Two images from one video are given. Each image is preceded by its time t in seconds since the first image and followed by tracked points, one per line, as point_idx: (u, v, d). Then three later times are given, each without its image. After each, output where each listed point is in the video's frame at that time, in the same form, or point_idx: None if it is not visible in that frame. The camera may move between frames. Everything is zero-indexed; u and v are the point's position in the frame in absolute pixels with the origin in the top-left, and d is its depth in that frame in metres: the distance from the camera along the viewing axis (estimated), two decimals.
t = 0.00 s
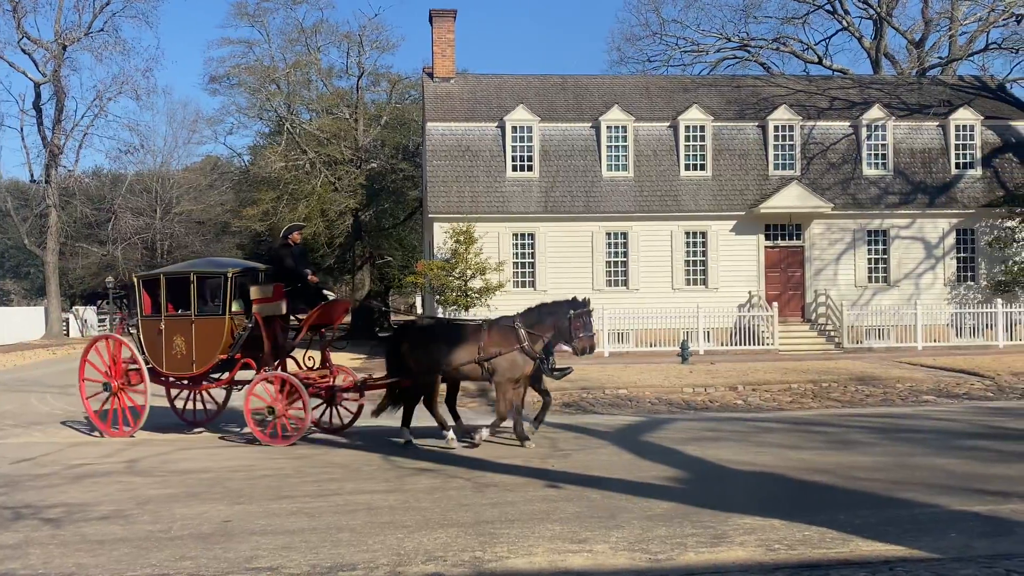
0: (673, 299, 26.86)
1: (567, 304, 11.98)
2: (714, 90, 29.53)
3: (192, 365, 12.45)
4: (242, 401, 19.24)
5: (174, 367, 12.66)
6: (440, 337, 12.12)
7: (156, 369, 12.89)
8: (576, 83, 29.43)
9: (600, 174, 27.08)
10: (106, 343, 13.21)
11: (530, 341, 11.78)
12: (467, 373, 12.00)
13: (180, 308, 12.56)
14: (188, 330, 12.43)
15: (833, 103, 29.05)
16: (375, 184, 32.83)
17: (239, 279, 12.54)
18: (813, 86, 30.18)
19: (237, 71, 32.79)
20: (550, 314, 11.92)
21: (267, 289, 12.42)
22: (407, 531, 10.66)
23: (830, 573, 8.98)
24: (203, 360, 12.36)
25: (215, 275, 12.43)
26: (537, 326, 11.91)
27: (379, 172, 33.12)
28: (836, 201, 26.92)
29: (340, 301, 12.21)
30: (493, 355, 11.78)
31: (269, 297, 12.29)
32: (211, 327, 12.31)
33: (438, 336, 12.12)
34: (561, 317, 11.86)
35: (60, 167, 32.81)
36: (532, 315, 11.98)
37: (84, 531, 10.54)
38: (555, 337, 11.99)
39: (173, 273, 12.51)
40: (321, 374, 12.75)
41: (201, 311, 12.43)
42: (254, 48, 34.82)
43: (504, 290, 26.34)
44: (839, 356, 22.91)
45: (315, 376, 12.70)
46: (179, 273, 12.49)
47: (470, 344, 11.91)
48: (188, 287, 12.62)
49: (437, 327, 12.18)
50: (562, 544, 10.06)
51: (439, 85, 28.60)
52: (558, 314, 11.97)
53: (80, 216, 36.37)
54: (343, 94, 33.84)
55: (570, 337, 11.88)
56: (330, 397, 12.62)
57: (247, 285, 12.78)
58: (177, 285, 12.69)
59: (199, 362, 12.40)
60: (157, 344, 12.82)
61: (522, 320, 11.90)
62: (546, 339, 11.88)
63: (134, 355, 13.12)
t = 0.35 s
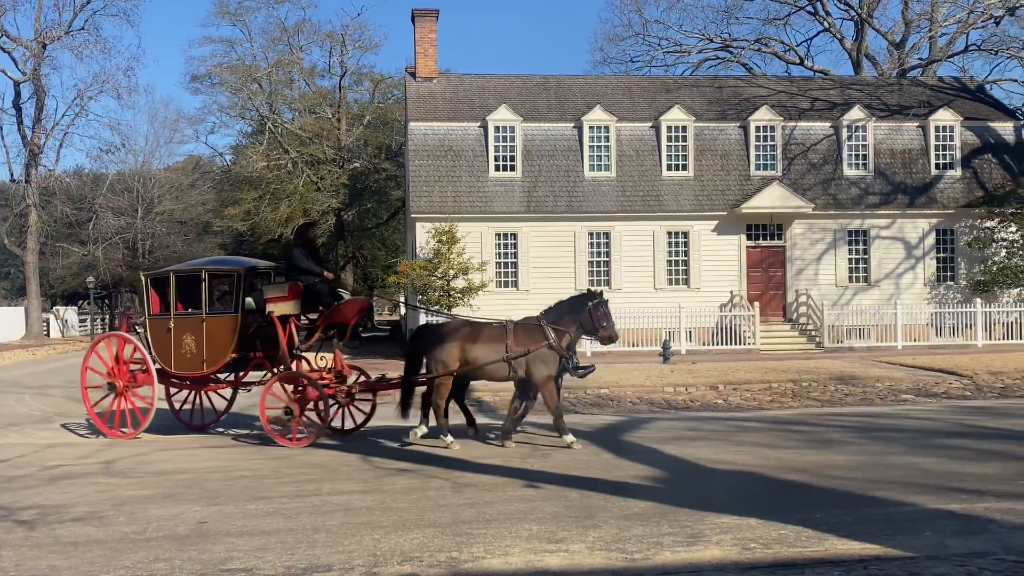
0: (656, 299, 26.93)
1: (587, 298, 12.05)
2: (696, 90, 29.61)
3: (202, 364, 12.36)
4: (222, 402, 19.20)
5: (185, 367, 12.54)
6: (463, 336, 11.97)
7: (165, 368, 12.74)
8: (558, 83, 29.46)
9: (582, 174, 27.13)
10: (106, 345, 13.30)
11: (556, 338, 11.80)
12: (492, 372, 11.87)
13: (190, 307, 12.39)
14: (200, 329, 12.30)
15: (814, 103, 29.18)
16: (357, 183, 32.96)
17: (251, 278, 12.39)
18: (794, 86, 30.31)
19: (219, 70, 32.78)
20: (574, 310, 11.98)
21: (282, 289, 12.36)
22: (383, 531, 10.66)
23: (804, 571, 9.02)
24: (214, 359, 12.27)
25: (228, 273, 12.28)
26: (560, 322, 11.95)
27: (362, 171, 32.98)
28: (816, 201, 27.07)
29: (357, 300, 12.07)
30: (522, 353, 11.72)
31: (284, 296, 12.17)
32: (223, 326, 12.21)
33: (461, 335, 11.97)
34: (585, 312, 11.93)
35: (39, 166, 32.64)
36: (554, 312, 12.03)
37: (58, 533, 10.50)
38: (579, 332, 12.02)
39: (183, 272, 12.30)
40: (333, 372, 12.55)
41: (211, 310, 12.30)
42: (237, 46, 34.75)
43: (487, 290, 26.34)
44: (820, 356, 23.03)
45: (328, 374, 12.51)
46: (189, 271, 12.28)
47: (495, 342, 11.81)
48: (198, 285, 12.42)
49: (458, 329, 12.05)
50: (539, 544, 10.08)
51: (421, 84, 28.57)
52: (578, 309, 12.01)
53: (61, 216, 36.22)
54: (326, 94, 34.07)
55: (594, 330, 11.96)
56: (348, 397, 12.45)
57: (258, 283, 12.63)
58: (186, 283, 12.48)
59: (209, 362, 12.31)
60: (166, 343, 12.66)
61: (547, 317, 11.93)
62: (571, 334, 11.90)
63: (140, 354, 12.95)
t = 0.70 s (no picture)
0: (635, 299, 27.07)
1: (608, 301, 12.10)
2: (674, 90, 29.73)
3: (212, 363, 12.16)
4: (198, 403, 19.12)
5: (193, 368, 12.25)
6: (478, 334, 11.92)
7: (171, 369, 12.44)
8: (537, 82, 29.51)
9: (561, 174, 27.19)
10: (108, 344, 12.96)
11: (573, 336, 11.81)
12: (508, 369, 11.79)
13: (198, 306, 12.17)
14: (209, 329, 12.08)
15: (791, 104, 29.37)
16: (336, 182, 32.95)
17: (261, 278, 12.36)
18: (771, 87, 30.50)
19: (197, 69, 32.64)
20: (593, 310, 12.01)
21: (292, 288, 11.90)
22: (359, 531, 10.65)
23: (776, 569, 9.10)
24: (226, 358, 12.12)
25: (238, 271, 12.18)
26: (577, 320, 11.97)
27: (341, 170, 33.06)
28: (793, 201, 27.26)
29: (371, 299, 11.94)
30: (539, 350, 11.68)
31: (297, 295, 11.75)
32: (234, 325, 12.12)
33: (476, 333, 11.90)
34: (604, 314, 12.00)
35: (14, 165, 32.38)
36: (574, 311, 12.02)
37: (30, 535, 10.43)
38: (596, 333, 12.06)
39: (190, 270, 12.11)
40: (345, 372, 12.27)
41: (220, 309, 12.14)
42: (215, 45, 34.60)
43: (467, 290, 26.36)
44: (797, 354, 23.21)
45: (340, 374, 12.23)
46: (198, 269, 12.11)
47: (511, 339, 11.77)
48: (204, 285, 12.21)
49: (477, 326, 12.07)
50: (513, 543, 10.11)
51: (400, 84, 28.52)
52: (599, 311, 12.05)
53: (36, 215, 35.94)
54: (304, 93, 33.99)
55: (615, 334, 12.08)
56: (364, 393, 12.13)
57: (265, 283, 12.63)
58: (190, 283, 12.27)
59: (220, 361, 12.13)
60: (169, 344, 12.34)
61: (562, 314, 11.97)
62: (590, 335, 11.92)
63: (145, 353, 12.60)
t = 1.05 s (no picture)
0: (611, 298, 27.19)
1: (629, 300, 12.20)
2: (648, 91, 29.86)
3: (220, 364, 11.78)
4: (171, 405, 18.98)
5: (199, 370, 11.91)
6: (499, 332, 12.16)
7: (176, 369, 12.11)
8: (512, 82, 29.54)
9: (536, 174, 27.24)
10: (112, 345, 12.80)
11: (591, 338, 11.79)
12: (525, 370, 11.88)
13: (204, 306, 11.82)
14: (216, 329, 11.74)
15: (764, 104, 29.61)
16: (310, 181, 33.23)
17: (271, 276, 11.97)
18: (744, 88, 30.75)
19: (169, 68, 32.36)
20: (613, 312, 12.13)
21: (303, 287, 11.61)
22: (333, 533, 10.63)
23: (747, 566, 9.19)
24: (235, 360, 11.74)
25: (248, 271, 11.80)
26: (597, 322, 12.02)
27: (314, 170, 33.19)
28: (766, 201, 27.51)
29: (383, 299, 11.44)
30: (555, 351, 11.71)
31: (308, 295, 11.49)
32: (245, 325, 11.71)
33: (497, 331, 12.16)
34: (621, 315, 12.19)
35: None
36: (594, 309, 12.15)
37: None
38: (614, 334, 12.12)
39: (199, 269, 11.78)
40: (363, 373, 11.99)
41: (229, 310, 11.78)
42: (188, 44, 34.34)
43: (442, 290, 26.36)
44: (770, 353, 23.41)
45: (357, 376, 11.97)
46: (205, 268, 11.79)
47: (530, 340, 11.90)
48: (213, 283, 11.86)
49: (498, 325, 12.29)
50: (488, 543, 10.13)
51: (374, 83, 28.42)
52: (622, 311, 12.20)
53: (5, 215, 35.54)
54: (278, 92, 33.76)
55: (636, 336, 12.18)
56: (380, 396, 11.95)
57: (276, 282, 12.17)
58: (199, 282, 11.91)
59: (227, 362, 11.75)
60: (177, 343, 12.01)
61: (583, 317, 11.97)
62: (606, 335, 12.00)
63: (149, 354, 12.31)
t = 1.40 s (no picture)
0: (587, 298, 27.29)
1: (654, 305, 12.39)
2: (623, 92, 30.00)
3: (235, 366, 11.44)
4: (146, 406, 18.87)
5: (209, 371, 11.50)
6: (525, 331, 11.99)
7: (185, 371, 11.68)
8: (488, 82, 29.58)
9: (512, 175, 27.30)
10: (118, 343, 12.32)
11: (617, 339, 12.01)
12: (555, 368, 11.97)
13: (218, 306, 11.42)
14: (229, 329, 11.36)
15: (738, 105, 29.86)
16: (285, 182, 33.11)
17: (286, 279, 11.80)
18: (718, 88, 30.96)
19: (142, 67, 32.08)
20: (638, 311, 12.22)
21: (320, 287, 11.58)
22: (311, 533, 10.61)
23: (723, 561, 9.27)
24: (252, 361, 11.44)
25: (265, 272, 11.58)
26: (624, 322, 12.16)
27: (290, 170, 33.11)
28: (740, 201, 27.75)
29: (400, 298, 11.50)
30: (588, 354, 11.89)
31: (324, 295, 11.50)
32: (262, 326, 11.43)
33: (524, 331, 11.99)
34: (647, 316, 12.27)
35: None
36: (622, 310, 12.20)
37: None
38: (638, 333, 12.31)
39: (211, 268, 11.37)
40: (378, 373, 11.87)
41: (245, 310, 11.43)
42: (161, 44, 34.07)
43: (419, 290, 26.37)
44: (744, 352, 23.62)
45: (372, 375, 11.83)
46: (219, 267, 11.38)
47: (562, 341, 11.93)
48: (227, 283, 11.47)
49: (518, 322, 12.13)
50: (466, 542, 10.15)
51: (349, 83, 28.33)
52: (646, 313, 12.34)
53: None
54: (252, 92, 33.56)
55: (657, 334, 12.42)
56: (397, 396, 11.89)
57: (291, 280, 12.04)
58: (211, 282, 11.47)
59: (243, 363, 11.44)
60: (186, 343, 11.54)
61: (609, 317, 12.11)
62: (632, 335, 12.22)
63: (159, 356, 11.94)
